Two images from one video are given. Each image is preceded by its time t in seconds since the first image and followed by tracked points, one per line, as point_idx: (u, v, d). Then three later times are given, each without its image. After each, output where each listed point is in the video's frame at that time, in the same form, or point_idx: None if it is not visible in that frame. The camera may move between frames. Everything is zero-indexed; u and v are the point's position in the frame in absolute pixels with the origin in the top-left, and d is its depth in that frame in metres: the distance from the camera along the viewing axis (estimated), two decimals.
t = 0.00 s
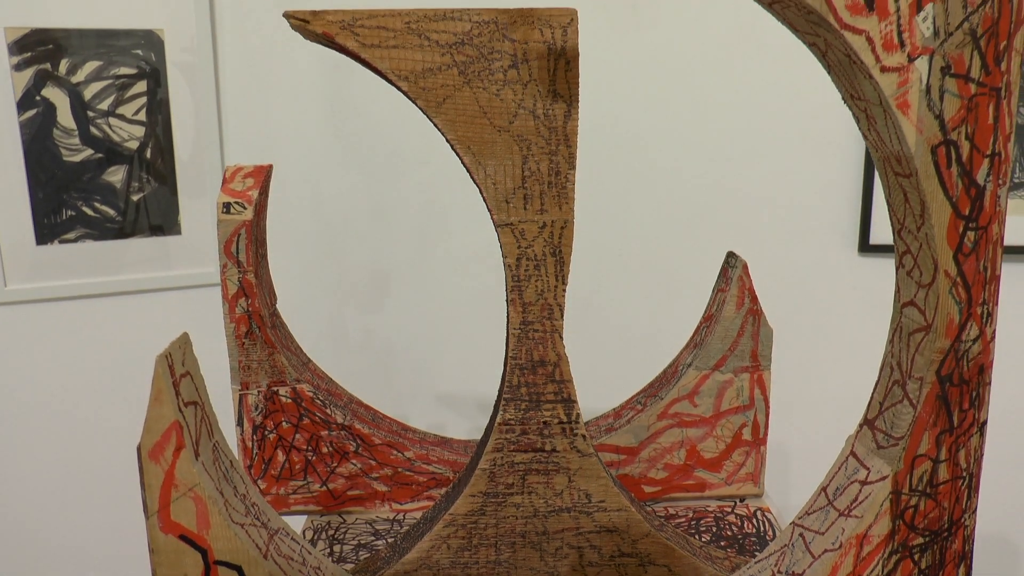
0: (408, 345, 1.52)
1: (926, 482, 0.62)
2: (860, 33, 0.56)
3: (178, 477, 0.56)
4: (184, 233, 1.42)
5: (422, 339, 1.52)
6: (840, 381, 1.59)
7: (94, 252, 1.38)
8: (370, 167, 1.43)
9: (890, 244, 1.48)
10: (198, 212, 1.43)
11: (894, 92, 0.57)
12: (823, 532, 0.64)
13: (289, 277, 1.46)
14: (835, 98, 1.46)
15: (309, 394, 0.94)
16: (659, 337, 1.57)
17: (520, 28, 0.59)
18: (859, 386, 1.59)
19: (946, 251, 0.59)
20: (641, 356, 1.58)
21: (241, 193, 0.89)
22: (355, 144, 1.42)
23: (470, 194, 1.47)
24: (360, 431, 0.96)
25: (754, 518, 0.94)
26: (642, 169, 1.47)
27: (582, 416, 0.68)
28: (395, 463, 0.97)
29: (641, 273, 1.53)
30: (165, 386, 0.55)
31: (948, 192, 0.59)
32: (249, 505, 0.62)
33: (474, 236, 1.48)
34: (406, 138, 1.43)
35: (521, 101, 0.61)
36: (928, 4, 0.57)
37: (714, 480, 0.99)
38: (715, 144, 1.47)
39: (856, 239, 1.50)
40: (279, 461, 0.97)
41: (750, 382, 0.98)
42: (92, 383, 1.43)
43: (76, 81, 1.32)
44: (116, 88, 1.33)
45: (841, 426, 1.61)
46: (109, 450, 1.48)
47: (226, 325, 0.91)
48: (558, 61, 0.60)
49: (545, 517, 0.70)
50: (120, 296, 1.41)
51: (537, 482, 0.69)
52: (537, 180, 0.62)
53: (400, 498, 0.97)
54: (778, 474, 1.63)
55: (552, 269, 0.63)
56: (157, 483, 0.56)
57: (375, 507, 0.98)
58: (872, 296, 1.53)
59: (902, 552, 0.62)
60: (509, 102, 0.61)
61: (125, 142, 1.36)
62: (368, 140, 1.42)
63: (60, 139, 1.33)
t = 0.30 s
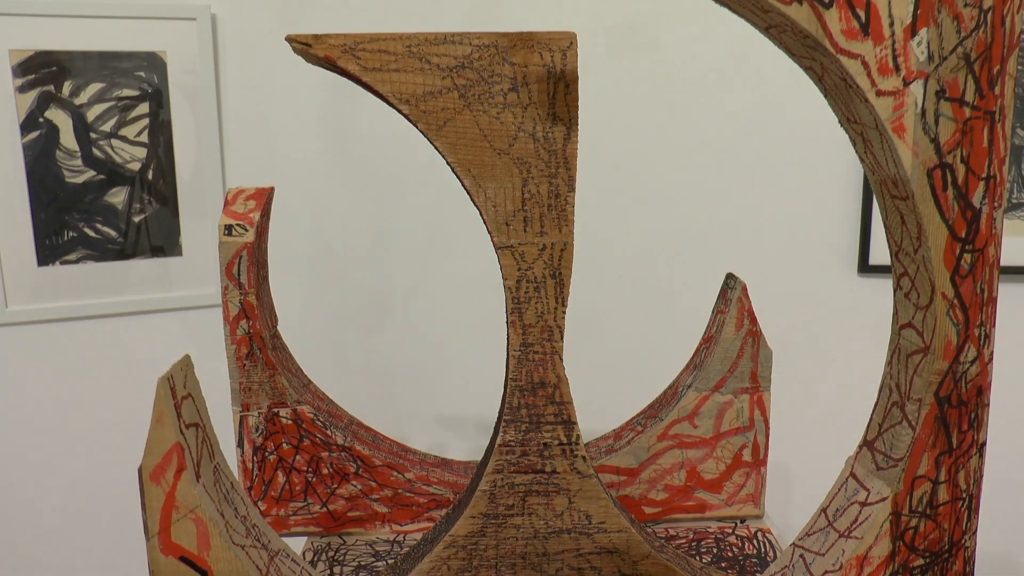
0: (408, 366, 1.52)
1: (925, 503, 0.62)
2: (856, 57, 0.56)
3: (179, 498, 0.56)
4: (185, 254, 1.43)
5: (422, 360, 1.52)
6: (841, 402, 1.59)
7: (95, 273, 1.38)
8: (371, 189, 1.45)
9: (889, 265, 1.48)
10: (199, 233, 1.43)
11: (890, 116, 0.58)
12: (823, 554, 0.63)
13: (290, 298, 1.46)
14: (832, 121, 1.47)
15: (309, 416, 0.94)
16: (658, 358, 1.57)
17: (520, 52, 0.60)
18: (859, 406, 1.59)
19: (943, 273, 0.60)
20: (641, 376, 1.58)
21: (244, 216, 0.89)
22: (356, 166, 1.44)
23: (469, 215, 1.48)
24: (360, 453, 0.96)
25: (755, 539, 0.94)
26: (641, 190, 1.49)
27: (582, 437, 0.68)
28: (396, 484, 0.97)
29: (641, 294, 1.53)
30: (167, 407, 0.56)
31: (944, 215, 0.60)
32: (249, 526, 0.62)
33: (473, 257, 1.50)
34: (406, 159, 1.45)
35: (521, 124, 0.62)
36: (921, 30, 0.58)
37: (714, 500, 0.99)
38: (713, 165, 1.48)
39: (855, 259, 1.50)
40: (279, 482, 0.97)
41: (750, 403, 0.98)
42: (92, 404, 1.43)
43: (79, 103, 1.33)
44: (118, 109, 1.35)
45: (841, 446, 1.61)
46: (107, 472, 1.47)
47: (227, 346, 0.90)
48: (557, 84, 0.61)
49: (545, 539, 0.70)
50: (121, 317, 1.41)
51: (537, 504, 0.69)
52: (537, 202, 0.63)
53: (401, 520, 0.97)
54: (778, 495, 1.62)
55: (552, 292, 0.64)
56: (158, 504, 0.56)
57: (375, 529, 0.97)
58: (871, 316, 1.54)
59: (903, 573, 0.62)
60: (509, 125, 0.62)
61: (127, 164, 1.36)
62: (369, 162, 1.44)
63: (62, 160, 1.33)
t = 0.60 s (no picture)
0: (408, 386, 1.53)
1: (925, 524, 0.62)
2: (852, 81, 0.57)
3: (180, 520, 0.56)
4: (186, 275, 1.43)
5: (422, 380, 1.53)
6: (842, 423, 1.59)
7: (95, 294, 1.39)
8: (371, 210, 1.46)
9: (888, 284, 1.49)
10: (199, 255, 1.44)
11: (886, 139, 0.59)
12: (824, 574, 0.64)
13: (290, 319, 1.46)
14: (829, 142, 1.49)
15: (310, 436, 0.94)
16: (658, 378, 1.57)
17: (520, 75, 0.61)
18: (860, 426, 1.59)
19: (940, 295, 0.61)
20: (642, 397, 1.58)
21: (245, 237, 0.89)
22: (357, 187, 1.45)
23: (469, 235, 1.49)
24: (360, 473, 0.96)
25: (756, 559, 0.93)
26: (639, 211, 1.50)
27: (582, 458, 0.68)
28: (396, 504, 0.97)
29: (641, 314, 1.53)
30: (169, 428, 0.56)
31: (940, 237, 0.60)
32: (249, 547, 0.63)
33: (473, 278, 1.50)
34: (406, 180, 1.47)
35: (521, 147, 0.62)
36: (916, 53, 0.58)
37: (715, 521, 0.98)
38: (711, 186, 1.50)
39: (854, 279, 1.51)
40: (279, 503, 0.96)
41: (750, 424, 0.98)
42: (91, 425, 1.43)
43: (82, 125, 1.34)
44: (120, 131, 1.36)
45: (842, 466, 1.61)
46: (106, 496, 1.46)
47: (228, 367, 0.90)
48: (557, 107, 0.61)
49: (546, 560, 0.70)
50: (121, 338, 1.41)
51: (538, 524, 0.69)
52: (537, 225, 0.63)
53: (401, 540, 0.97)
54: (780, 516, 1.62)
55: (551, 313, 0.64)
56: (159, 526, 0.56)
57: (375, 550, 0.97)
58: (870, 336, 1.54)
59: None
60: (509, 148, 0.62)
61: (129, 185, 1.37)
62: (369, 184, 1.45)
63: (64, 182, 1.34)
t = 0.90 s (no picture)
0: (409, 406, 1.52)
1: (925, 544, 0.62)
2: (849, 104, 0.58)
3: (180, 540, 0.57)
4: (187, 294, 1.44)
5: (423, 400, 1.53)
6: (842, 442, 1.59)
7: (96, 314, 1.39)
8: (372, 230, 1.47)
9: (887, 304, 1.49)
10: (200, 275, 1.44)
11: (882, 160, 0.59)
12: None
13: (292, 338, 1.47)
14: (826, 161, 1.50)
15: (310, 456, 0.94)
16: (659, 397, 1.57)
17: (520, 97, 0.62)
18: (861, 445, 1.59)
19: (938, 316, 0.61)
20: (643, 417, 1.57)
21: (247, 258, 0.90)
22: (358, 207, 1.46)
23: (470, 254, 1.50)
24: (360, 493, 0.96)
25: None
26: (639, 230, 1.50)
27: (582, 478, 0.68)
28: (396, 524, 0.97)
29: (642, 333, 1.54)
30: (170, 449, 0.56)
31: (938, 258, 0.61)
32: (250, 568, 0.63)
33: (473, 297, 1.51)
34: (407, 200, 1.47)
35: (521, 168, 0.63)
36: (912, 76, 0.59)
37: (715, 541, 0.98)
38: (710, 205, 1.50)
39: (855, 298, 1.51)
40: (279, 523, 0.96)
41: (750, 443, 0.98)
42: (91, 445, 1.42)
43: (84, 145, 1.35)
44: (122, 151, 1.36)
45: (843, 485, 1.61)
46: (105, 516, 1.46)
47: (229, 388, 0.90)
48: (557, 129, 0.62)
49: None
50: (121, 358, 1.41)
51: (538, 544, 0.69)
52: (537, 245, 0.64)
53: (401, 560, 0.97)
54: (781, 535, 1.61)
55: (551, 334, 0.64)
56: (159, 545, 0.56)
57: (375, 570, 0.97)
58: (870, 355, 1.54)
59: None
60: (509, 169, 0.63)
61: (130, 205, 1.38)
62: (370, 203, 1.46)
63: (66, 202, 1.35)
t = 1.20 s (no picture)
0: (408, 429, 1.52)
1: (926, 566, 0.63)
2: (844, 130, 0.59)
3: (181, 564, 0.57)
4: (187, 317, 1.44)
5: (423, 423, 1.53)
6: (842, 465, 1.59)
7: (96, 336, 1.39)
8: (372, 252, 1.48)
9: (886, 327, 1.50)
10: (200, 298, 1.44)
11: (878, 186, 0.60)
12: None
13: (292, 361, 1.47)
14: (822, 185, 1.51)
15: (310, 480, 0.93)
16: (659, 420, 1.57)
17: (519, 122, 0.62)
18: (862, 468, 1.59)
19: (936, 340, 0.62)
20: (643, 440, 1.57)
21: (248, 282, 0.91)
22: (359, 230, 1.47)
23: (470, 277, 1.51)
24: (360, 516, 0.95)
25: None
26: (638, 253, 1.51)
27: (582, 501, 0.69)
28: (396, 548, 0.95)
29: (642, 356, 1.54)
30: (170, 473, 0.58)
31: (934, 282, 0.62)
32: None
33: (473, 320, 1.51)
34: (408, 223, 1.49)
35: (521, 193, 0.63)
36: (907, 102, 0.60)
37: (716, 564, 0.95)
38: (708, 228, 1.51)
39: (854, 321, 1.52)
40: (279, 547, 0.93)
41: (750, 466, 0.98)
42: (89, 469, 1.42)
43: (87, 168, 1.35)
44: (124, 175, 1.37)
45: (845, 509, 1.60)
46: (102, 540, 1.45)
47: (229, 412, 0.90)
48: (557, 153, 0.63)
49: None
50: (121, 381, 1.41)
51: (538, 568, 0.69)
52: (536, 269, 0.64)
53: None
54: (783, 559, 1.60)
55: (551, 357, 0.65)
56: (159, 570, 0.56)
57: None
58: (870, 377, 1.55)
59: None
60: (509, 194, 0.63)
61: (132, 228, 1.39)
62: (371, 226, 1.47)
63: (68, 225, 1.36)
